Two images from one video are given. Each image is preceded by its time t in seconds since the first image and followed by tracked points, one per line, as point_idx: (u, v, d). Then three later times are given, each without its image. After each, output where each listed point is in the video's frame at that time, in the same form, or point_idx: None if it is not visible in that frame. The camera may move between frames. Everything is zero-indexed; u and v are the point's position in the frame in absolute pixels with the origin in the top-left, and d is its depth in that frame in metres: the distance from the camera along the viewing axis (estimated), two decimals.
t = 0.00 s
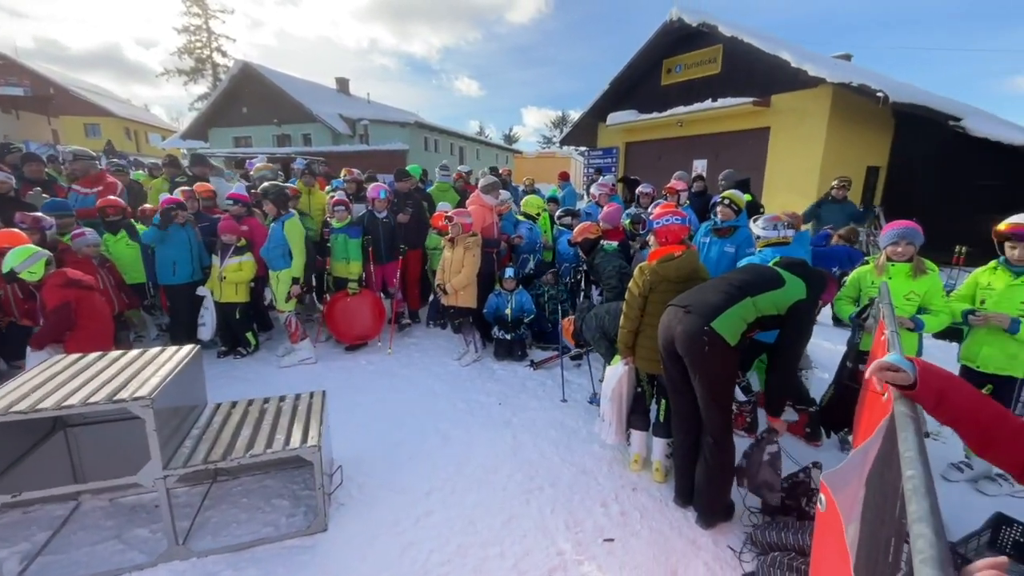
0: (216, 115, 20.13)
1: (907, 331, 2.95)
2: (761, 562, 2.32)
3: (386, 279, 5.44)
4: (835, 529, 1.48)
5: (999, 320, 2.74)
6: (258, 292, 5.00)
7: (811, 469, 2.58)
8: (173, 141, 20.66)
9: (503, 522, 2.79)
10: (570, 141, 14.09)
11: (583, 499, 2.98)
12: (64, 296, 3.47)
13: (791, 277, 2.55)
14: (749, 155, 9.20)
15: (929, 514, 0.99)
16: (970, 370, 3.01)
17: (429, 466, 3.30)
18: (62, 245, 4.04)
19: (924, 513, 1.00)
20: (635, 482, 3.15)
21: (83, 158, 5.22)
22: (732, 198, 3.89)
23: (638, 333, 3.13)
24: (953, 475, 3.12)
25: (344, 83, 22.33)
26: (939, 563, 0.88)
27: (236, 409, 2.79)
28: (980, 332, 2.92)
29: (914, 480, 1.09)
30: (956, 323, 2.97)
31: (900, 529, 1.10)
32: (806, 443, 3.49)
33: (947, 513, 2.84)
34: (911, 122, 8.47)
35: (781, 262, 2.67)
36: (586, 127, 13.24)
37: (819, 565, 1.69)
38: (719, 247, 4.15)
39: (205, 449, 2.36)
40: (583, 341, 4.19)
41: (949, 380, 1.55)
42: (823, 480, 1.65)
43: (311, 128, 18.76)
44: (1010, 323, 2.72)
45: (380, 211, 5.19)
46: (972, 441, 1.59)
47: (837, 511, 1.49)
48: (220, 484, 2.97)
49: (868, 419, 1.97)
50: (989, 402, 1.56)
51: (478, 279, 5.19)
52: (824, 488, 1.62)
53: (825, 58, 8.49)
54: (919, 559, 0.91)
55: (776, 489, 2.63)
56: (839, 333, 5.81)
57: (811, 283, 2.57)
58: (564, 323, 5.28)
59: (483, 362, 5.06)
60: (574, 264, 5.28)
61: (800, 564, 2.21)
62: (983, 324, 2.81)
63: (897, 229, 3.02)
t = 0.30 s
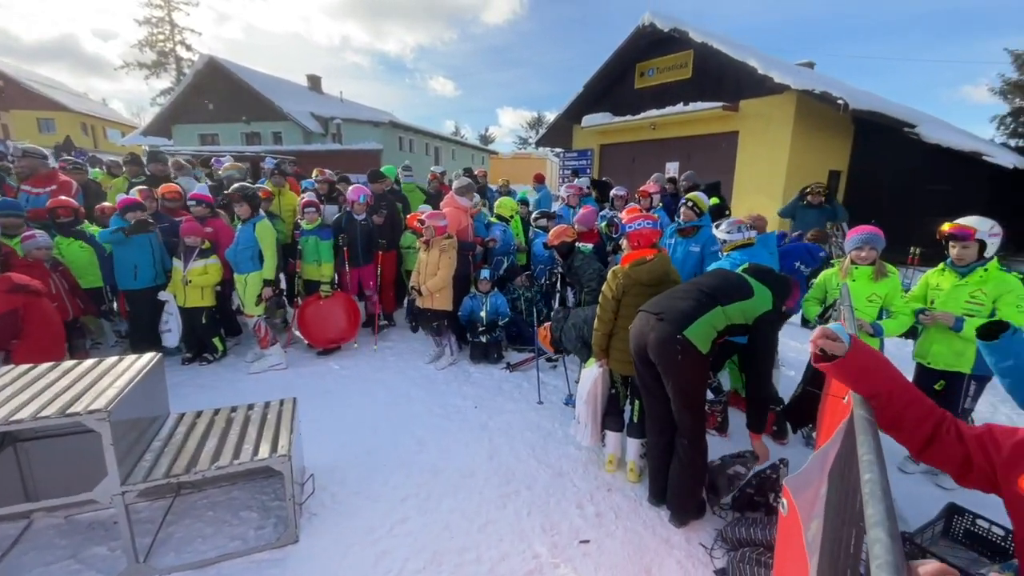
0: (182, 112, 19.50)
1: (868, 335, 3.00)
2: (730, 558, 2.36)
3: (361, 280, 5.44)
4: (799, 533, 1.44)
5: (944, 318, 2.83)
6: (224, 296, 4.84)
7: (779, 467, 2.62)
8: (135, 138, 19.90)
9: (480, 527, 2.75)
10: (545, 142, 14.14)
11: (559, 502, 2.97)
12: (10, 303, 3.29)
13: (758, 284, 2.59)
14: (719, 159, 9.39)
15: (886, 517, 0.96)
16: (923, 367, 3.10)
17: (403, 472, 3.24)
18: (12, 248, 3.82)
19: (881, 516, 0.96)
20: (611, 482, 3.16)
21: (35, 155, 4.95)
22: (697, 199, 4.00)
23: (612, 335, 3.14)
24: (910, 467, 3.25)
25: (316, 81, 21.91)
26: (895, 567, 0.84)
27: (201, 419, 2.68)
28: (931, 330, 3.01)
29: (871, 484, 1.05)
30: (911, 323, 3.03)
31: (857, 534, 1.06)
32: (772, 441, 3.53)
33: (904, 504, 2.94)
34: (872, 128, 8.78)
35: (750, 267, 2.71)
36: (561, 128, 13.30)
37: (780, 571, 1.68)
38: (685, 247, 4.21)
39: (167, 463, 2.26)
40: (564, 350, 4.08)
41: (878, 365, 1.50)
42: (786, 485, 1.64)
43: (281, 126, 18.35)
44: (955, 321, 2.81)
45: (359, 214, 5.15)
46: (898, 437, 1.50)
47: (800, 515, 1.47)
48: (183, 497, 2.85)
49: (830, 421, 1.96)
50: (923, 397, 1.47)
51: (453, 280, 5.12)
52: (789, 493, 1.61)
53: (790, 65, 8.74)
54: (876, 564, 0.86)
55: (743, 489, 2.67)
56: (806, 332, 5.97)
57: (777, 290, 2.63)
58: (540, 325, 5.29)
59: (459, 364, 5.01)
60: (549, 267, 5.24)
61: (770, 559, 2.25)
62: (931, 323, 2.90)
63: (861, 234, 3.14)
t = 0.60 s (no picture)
0: (146, 108, 18.85)
1: (835, 334, 3.09)
2: (704, 554, 2.39)
3: (340, 282, 5.29)
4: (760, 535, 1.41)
5: (899, 318, 2.91)
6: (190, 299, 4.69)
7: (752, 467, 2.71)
8: (96, 134, 19.17)
9: (457, 532, 2.72)
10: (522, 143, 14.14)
11: (536, 504, 2.96)
12: None
13: (714, 252, 2.65)
14: (692, 161, 9.55)
15: (844, 518, 0.93)
16: (887, 364, 3.19)
17: (379, 478, 3.18)
18: None
19: (840, 517, 0.93)
20: (588, 483, 3.16)
21: None
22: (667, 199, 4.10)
23: (589, 336, 3.13)
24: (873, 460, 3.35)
25: (288, 77, 21.46)
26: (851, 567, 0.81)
27: (165, 428, 2.58)
28: (892, 328, 3.11)
29: (831, 484, 1.02)
30: (873, 323, 3.15)
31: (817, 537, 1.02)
32: (743, 438, 3.58)
33: (872, 498, 3.01)
34: (837, 132, 9.05)
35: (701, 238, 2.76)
36: (537, 129, 13.33)
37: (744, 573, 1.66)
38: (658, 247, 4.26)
39: (127, 476, 2.16)
40: (542, 353, 4.02)
41: (841, 367, 1.50)
42: (750, 487, 1.61)
43: (252, 123, 17.91)
44: (908, 320, 2.89)
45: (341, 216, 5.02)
46: (851, 436, 1.52)
47: (760, 516, 1.47)
48: (147, 510, 2.73)
49: (796, 419, 1.98)
50: (878, 399, 1.49)
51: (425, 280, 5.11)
52: (751, 495, 1.59)
53: (760, 70, 8.93)
54: (833, 565, 0.83)
55: (714, 487, 2.72)
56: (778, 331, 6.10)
57: (733, 252, 2.73)
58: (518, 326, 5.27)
59: (435, 367, 4.95)
60: (526, 267, 5.21)
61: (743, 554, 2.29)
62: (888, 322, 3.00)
63: (830, 238, 3.20)
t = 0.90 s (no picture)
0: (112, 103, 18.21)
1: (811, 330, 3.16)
2: (681, 551, 2.41)
3: (320, 285, 5.18)
4: (739, 535, 1.40)
5: (873, 318, 2.96)
6: (156, 302, 4.53)
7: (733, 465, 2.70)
8: (57, 130, 18.43)
9: (435, 536, 2.68)
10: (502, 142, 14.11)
11: (516, 505, 2.94)
12: None
13: (671, 234, 2.58)
14: (668, 162, 9.67)
15: (815, 517, 0.87)
16: (860, 363, 3.27)
17: (356, 483, 3.12)
18: None
19: (811, 517, 0.87)
20: (567, 482, 3.16)
21: None
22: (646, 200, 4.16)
23: (568, 336, 3.13)
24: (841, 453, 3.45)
25: (261, 74, 20.99)
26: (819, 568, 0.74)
27: (129, 438, 2.49)
28: (866, 329, 3.18)
29: (802, 486, 0.96)
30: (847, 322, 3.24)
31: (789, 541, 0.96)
32: (718, 434, 3.63)
33: (843, 491, 3.09)
34: (807, 134, 9.27)
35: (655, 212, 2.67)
36: (516, 129, 13.31)
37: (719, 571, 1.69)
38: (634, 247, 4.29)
39: (88, 489, 2.07)
40: (521, 355, 4.00)
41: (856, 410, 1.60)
42: (726, 490, 1.63)
43: (223, 120, 17.45)
44: (882, 320, 2.94)
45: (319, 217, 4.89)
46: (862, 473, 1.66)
47: (737, 521, 1.45)
48: (110, 522, 2.63)
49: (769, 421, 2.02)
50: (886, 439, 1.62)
51: (399, 281, 5.03)
52: (728, 499, 1.61)
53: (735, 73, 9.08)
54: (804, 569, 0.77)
55: (692, 483, 2.72)
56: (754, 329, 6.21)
57: (691, 225, 2.63)
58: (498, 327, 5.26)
59: (414, 369, 4.89)
60: (506, 267, 5.26)
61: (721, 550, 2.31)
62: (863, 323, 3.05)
63: (806, 239, 3.25)
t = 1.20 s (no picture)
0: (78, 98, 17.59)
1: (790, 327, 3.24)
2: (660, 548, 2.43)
3: (301, 286, 5.08)
4: (707, 536, 1.42)
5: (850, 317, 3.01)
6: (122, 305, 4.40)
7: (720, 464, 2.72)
8: (19, 125, 17.74)
9: (415, 540, 2.66)
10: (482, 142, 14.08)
11: (497, 506, 2.93)
12: None
13: (655, 232, 2.60)
14: (648, 163, 9.77)
15: (780, 520, 0.87)
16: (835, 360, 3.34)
17: (335, 488, 3.07)
18: None
19: (776, 519, 0.87)
20: (548, 482, 3.17)
21: None
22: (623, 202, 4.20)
23: (547, 337, 3.13)
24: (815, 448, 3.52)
25: (235, 70, 20.53)
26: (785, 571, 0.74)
27: (94, 447, 2.40)
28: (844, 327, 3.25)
29: (769, 486, 0.96)
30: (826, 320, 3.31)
31: (753, 542, 0.97)
32: (702, 426, 3.72)
33: (817, 486, 3.16)
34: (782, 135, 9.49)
35: (629, 209, 2.66)
36: (497, 129, 13.29)
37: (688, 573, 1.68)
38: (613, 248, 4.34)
39: (50, 501, 1.99)
40: (502, 356, 4.02)
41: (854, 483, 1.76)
42: (694, 491, 1.63)
43: (196, 116, 17.01)
44: (859, 318, 3.00)
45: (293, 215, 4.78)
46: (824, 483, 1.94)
47: (706, 522, 1.47)
48: (75, 535, 2.54)
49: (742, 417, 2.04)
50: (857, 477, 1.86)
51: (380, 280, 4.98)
52: (696, 500, 1.61)
53: (712, 75, 9.23)
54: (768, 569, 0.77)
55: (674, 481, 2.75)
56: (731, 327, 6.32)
57: (667, 216, 2.66)
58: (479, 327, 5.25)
59: (394, 370, 4.84)
60: (488, 268, 5.23)
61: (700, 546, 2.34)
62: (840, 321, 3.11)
63: (785, 239, 3.31)
